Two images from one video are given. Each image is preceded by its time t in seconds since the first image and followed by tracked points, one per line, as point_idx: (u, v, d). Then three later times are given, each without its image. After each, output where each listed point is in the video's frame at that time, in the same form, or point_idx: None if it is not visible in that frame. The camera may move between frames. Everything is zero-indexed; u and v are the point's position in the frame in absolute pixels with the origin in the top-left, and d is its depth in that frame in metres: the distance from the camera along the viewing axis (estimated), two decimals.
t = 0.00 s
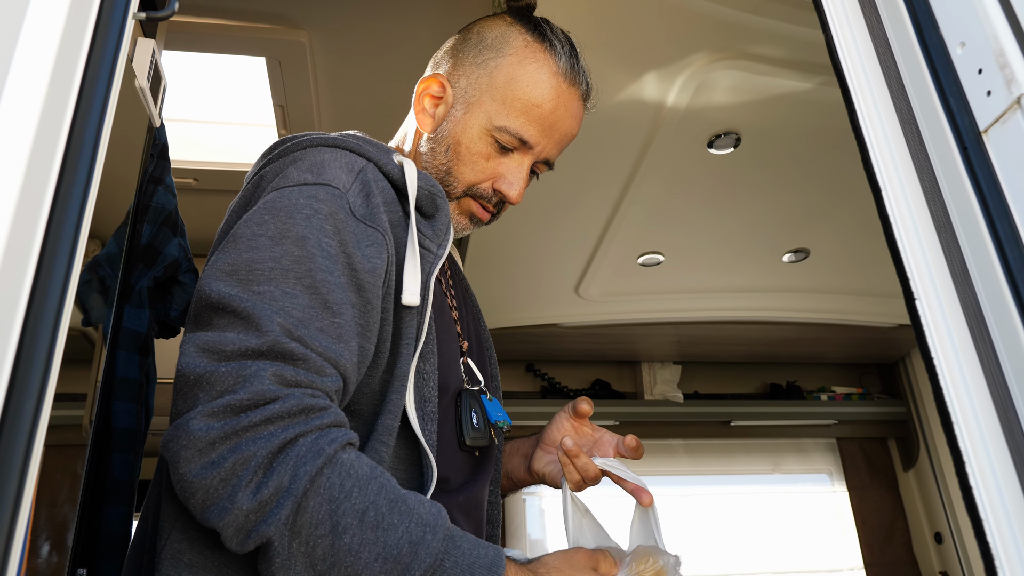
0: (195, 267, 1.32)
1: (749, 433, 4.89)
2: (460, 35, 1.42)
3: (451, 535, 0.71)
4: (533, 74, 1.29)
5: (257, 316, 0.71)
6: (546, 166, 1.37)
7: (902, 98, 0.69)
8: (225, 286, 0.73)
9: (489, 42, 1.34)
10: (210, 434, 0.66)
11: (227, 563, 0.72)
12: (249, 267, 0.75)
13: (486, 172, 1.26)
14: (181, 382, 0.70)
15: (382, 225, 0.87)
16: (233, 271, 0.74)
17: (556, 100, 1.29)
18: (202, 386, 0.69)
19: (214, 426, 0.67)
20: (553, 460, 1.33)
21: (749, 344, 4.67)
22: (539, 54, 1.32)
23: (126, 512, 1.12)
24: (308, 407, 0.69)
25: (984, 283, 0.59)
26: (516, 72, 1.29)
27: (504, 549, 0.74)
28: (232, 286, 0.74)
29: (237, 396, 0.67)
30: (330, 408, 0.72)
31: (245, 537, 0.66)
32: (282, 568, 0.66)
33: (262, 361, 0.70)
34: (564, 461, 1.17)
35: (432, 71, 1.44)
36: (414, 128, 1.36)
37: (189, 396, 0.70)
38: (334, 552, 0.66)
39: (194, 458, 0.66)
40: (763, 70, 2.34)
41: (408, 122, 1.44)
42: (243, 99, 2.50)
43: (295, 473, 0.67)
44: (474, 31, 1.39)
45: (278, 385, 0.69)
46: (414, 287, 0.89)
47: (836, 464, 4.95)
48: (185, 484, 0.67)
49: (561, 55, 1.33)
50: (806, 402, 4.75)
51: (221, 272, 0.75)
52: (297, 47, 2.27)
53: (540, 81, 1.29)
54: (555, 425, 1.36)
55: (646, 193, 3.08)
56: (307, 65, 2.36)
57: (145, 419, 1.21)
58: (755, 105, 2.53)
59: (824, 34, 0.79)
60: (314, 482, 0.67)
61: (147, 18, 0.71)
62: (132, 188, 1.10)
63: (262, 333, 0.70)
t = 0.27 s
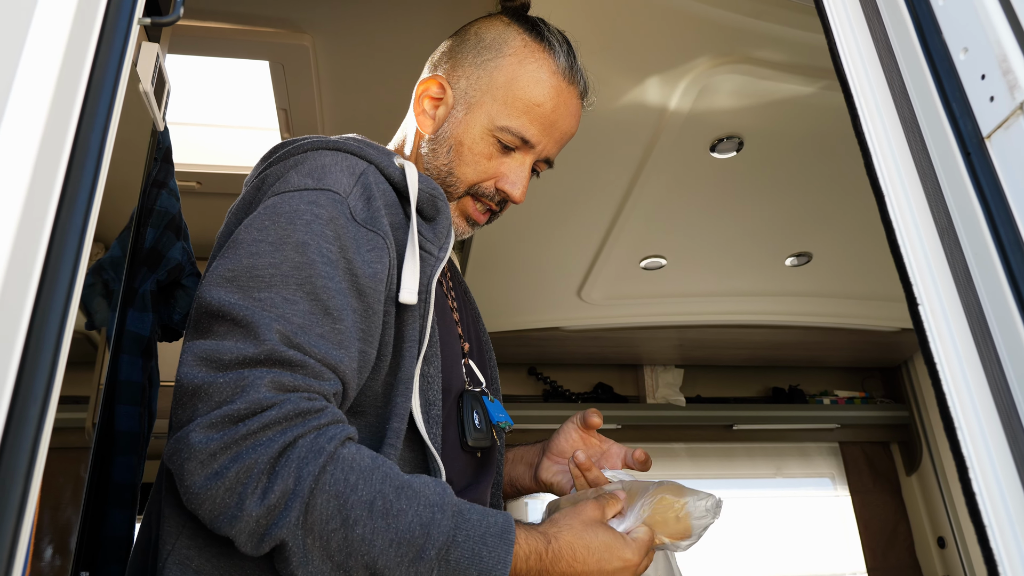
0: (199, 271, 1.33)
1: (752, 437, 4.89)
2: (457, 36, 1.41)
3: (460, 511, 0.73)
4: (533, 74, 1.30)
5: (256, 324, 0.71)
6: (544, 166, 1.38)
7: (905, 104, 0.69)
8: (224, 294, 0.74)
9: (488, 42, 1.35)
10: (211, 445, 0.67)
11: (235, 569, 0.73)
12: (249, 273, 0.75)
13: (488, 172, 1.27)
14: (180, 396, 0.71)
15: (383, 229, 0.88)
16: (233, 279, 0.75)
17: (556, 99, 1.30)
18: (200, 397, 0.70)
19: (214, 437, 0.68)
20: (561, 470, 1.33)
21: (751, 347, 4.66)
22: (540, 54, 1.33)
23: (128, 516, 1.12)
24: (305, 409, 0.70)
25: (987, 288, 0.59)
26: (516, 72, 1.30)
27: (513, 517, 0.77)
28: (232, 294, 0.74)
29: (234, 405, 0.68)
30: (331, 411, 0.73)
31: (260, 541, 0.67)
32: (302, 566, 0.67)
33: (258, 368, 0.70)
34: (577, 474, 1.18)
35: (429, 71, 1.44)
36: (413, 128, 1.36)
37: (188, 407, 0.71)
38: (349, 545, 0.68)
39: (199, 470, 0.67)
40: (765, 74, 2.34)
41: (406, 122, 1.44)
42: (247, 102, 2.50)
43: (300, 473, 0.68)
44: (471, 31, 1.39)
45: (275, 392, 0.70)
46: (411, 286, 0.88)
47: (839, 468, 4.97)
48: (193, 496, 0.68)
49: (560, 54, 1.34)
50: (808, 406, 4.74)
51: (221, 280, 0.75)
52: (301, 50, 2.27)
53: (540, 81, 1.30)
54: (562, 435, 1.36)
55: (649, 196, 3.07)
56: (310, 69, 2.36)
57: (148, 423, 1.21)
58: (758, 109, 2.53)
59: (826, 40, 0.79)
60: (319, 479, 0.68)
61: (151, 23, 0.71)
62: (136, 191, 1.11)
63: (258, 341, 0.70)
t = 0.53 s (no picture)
0: (201, 276, 1.33)
1: (753, 441, 4.88)
2: (456, 44, 1.44)
3: (467, 476, 0.75)
4: (533, 74, 1.32)
5: (260, 317, 0.72)
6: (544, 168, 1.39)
7: (904, 109, 0.69)
8: (231, 290, 0.75)
9: (488, 45, 1.37)
10: (214, 439, 0.69)
11: (245, 566, 0.76)
12: (255, 269, 0.76)
13: (493, 170, 1.27)
14: (185, 391, 0.73)
15: (390, 226, 0.88)
16: (239, 275, 0.75)
17: (557, 98, 1.32)
18: (204, 390, 0.72)
19: (217, 429, 0.69)
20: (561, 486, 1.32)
21: (753, 351, 4.66)
22: (539, 54, 1.35)
23: (131, 520, 1.12)
24: (305, 395, 0.71)
25: (987, 293, 0.59)
26: (517, 71, 1.32)
27: (519, 474, 0.78)
28: (238, 290, 0.75)
29: (235, 397, 0.70)
30: (333, 396, 0.73)
31: (274, 527, 0.69)
32: (318, 546, 0.69)
33: (259, 360, 0.71)
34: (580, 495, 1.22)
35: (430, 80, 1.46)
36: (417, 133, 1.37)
37: (192, 401, 0.72)
38: (361, 521, 0.70)
39: (206, 462, 0.69)
40: (767, 79, 2.35)
41: (409, 130, 1.45)
42: (249, 107, 2.51)
43: (305, 457, 0.69)
44: (470, 37, 1.41)
45: (275, 381, 0.70)
46: (430, 289, 0.90)
47: (840, 471, 4.95)
48: (203, 489, 0.69)
49: (559, 55, 1.36)
50: (810, 410, 4.73)
51: (228, 276, 0.76)
52: (303, 55, 2.27)
53: (541, 80, 1.32)
54: (568, 455, 1.36)
55: (650, 201, 3.08)
56: (312, 73, 2.37)
57: (150, 427, 1.22)
58: (759, 113, 2.53)
59: (826, 46, 0.79)
60: (324, 461, 0.70)
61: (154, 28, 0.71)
62: (139, 196, 1.11)
63: (260, 332, 0.71)
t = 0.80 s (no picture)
0: (203, 278, 1.33)
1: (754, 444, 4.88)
2: (456, 50, 1.51)
3: (470, 476, 0.75)
4: (529, 68, 1.37)
5: (261, 320, 0.72)
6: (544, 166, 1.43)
7: (906, 112, 0.69)
8: (233, 294, 0.75)
9: (484, 45, 1.43)
10: (213, 445, 0.69)
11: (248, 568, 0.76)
12: (257, 273, 0.76)
13: (492, 162, 1.30)
14: (186, 397, 0.73)
15: (393, 229, 0.88)
16: (242, 278, 0.76)
17: (552, 91, 1.37)
18: (204, 395, 0.72)
19: (217, 436, 0.70)
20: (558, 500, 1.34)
21: (754, 354, 4.66)
22: (534, 50, 1.41)
23: (132, 523, 1.12)
24: (304, 399, 0.71)
25: (988, 296, 0.59)
26: (513, 66, 1.37)
27: (525, 474, 0.78)
28: (241, 294, 0.75)
29: (235, 402, 0.70)
30: (335, 401, 0.73)
31: (277, 532, 0.69)
32: (322, 550, 0.70)
33: (259, 364, 0.71)
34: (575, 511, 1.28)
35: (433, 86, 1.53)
36: (419, 132, 1.42)
37: (194, 406, 0.73)
38: (364, 524, 0.70)
39: (207, 469, 0.69)
40: (768, 82, 2.35)
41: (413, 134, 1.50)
42: (251, 109, 2.52)
43: (305, 463, 0.69)
44: (469, 41, 1.48)
45: (274, 387, 0.71)
46: (424, 289, 0.89)
47: (842, 475, 4.95)
48: (205, 495, 0.70)
49: (555, 51, 1.42)
50: (811, 413, 4.73)
51: (231, 280, 0.76)
52: (304, 58, 2.28)
53: (536, 75, 1.37)
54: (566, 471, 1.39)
55: (651, 204, 3.08)
56: (314, 76, 2.37)
57: (151, 429, 1.22)
58: (760, 116, 2.53)
59: (828, 49, 0.79)
60: (323, 465, 0.70)
61: (158, 30, 0.72)
62: (142, 198, 1.11)
63: (260, 336, 0.71)
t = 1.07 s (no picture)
0: (200, 281, 1.33)
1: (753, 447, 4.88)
2: (450, 52, 1.52)
3: (462, 455, 0.75)
4: (521, 65, 1.38)
5: (251, 325, 0.72)
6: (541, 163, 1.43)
7: (900, 117, 0.69)
8: (225, 298, 0.75)
9: (477, 44, 1.44)
10: (206, 452, 0.69)
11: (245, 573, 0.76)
12: (249, 278, 0.76)
13: (486, 159, 1.31)
14: (179, 407, 0.73)
15: (387, 232, 0.88)
16: (234, 283, 0.76)
17: (544, 86, 1.38)
18: (195, 400, 0.72)
19: (208, 442, 0.70)
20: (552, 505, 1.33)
21: (752, 356, 4.66)
22: (526, 46, 1.42)
23: (128, 526, 1.12)
24: (293, 400, 0.71)
25: (981, 302, 0.59)
26: (505, 63, 1.38)
27: (517, 446, 0.79)
28: (232, 298, 0.75)
29: (223, 407, 0.70)
30: (325, 398, 0.73)
31: (277, 533, 0.69)
32: (326, 544, 0.70)
33: (248, 368, 0.71)
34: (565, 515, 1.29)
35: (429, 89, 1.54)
36: (414, 133, 1.43)
37: (186, 412, 0.73)
38: (364, 514, 0.70)
39: (201, 476, 0.70)
40: (766, 86, 2.35)
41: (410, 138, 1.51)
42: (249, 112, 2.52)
43: (298, 460, 0.70)
44: (462, 42, 1.49)
45: (261, 391, 0.71)
46: (424, 291, 0.89)
47: (840, 478, 4.95)
48: (201, 503, 0.70)
49: (547, 48, 1.43)
50: (810, 416, 4.73)
51: (223, 284, 0.76)
52: (303, 61, 2.28)
53: (528, 71, 1.38)
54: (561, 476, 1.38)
55: (649, 208, 3.08)
56: (312, 79, 2.38)
57: (148, 432, 1.22)
58: (758, 120, 2.54)
59: (823, 55, 0.79)
60: (317, 460, 0.70)
61: (154, 36, 0.72)
62: (139, 202, 1.12)
63: (249, 340, 0.71)
